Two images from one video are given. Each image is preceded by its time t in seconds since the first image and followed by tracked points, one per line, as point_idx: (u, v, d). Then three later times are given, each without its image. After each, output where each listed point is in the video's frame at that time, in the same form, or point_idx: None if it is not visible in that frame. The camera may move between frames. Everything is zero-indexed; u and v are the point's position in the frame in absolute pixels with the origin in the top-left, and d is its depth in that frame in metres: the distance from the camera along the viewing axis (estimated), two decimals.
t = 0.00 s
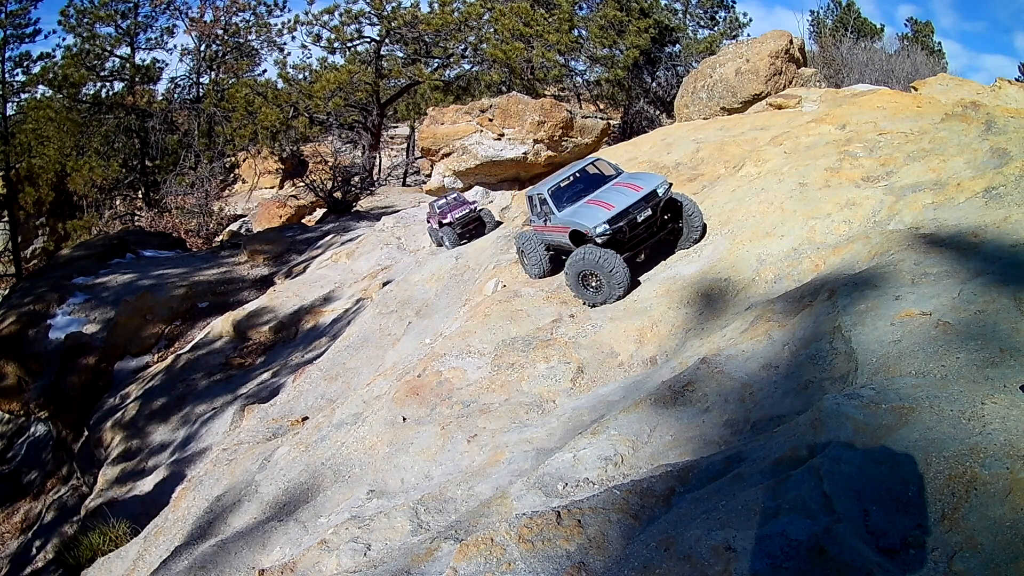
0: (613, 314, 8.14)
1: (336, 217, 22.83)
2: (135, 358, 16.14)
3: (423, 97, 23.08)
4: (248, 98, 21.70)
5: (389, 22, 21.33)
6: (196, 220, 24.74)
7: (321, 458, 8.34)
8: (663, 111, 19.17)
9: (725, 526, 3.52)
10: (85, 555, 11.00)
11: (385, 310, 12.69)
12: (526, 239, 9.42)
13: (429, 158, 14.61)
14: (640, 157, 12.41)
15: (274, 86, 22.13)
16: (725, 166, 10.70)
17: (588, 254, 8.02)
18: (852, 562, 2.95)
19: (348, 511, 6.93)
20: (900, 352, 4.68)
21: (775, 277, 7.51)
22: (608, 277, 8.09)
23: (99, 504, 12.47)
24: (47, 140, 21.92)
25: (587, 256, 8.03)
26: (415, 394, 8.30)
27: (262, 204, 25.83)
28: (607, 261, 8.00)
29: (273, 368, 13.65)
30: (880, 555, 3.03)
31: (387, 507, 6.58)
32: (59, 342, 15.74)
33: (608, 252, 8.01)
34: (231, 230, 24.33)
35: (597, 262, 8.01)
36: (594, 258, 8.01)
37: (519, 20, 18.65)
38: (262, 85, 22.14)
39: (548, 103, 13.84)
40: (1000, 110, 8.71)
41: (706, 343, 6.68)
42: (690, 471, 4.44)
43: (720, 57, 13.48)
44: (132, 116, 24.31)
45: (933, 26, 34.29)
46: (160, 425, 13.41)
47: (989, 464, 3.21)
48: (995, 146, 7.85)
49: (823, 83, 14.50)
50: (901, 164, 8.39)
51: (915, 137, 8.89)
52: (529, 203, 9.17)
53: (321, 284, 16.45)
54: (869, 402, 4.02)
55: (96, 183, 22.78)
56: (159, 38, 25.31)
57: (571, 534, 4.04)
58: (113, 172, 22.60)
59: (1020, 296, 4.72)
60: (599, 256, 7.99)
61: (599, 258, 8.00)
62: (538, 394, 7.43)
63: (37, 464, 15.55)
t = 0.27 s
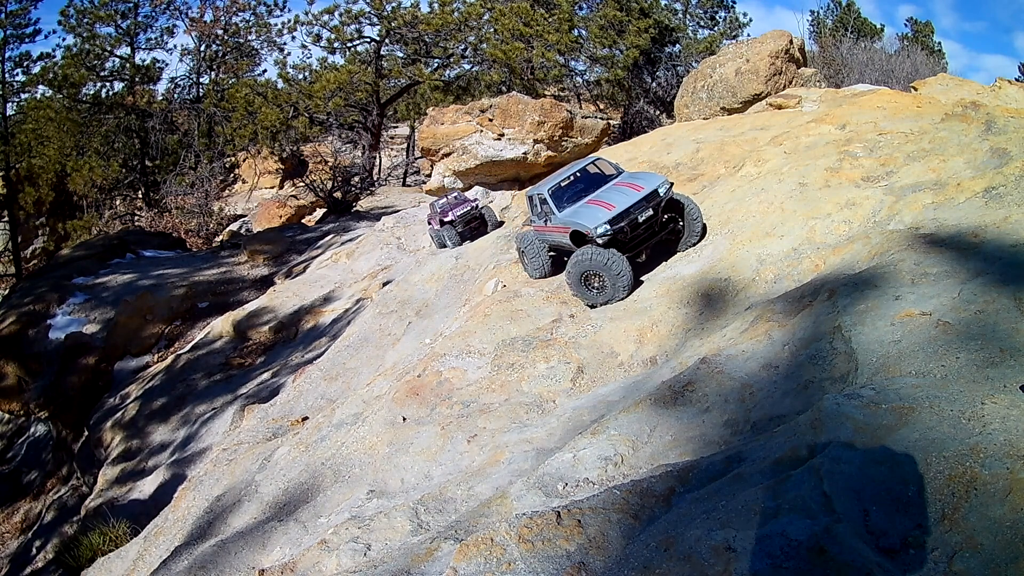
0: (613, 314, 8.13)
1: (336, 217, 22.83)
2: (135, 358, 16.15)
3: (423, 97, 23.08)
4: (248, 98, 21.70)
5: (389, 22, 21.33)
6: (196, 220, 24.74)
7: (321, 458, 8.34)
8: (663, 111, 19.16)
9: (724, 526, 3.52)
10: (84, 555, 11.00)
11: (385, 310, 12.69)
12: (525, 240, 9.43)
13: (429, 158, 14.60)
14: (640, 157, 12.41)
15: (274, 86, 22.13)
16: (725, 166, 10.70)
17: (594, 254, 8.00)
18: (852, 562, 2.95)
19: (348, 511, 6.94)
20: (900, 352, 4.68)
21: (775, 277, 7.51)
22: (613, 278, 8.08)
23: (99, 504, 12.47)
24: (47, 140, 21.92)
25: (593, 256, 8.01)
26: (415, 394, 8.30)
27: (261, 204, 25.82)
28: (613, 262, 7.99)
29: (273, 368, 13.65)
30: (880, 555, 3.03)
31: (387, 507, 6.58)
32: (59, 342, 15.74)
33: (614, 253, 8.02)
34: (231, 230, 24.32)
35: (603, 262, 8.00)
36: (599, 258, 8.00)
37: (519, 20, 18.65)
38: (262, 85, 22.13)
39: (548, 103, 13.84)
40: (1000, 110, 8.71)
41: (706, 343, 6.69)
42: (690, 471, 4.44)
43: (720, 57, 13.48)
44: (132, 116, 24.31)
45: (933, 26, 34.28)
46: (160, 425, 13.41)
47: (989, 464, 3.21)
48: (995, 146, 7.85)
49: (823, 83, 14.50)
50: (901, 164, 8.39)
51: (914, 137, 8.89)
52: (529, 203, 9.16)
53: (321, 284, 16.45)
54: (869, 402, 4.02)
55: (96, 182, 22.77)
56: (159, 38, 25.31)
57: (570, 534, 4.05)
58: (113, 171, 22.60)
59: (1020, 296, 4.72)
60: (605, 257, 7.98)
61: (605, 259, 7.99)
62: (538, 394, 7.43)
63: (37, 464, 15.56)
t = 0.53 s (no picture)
0: (613, 314, 8.13)
1: (336, 217, 22.83)
2: (135, 358, 16.15)
3: (423, 97, 23.08)
4: (248, 98, 21.70)
5: (389, 22, 21.33)
6: (196, 220, 24.72)
7: (321, 458, 8.34)
8: (663, 111, 19.16)
9: (724, 526, 3.52)
10: (85, 554, 11.03)
11: (385, 310, 12.70)
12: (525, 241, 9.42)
13: (429, 158, 14.60)
14: (640, 157, 12.41)
15: (274, 86, 22.13)
16: (725, 166, 10.70)
17: (598, 255, 7.99)
18: (852, 562, 2.95)
19: (348, 511, 6.94)
20: (900, 352, 4.68)
21: (775, 277, 7.51)
22: (616, 280, 8.08)
23: (99, 504, 12.48)
24: (47, 140, 21.92)
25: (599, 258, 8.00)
26: (415, 394, 8.30)
27: (261, 204, 25.80)
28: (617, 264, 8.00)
29: (273, 368, 13.65)
30: (880, 555, 3.03)
31: (387, 507, 6.58)
32: (59, 342, 15.74)
33: (618, 256, 8.02)
34: (231, 230, 24.32)
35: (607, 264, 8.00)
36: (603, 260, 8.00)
37: (519, 20, 18.65)
38: (262, 85, 22.13)
39: (548, 103, 13.84)
40: (1000, 110, 8.71)
41: (706, 343, 6.69)
42: (690, 471, 4.44)
43: (720, 57, 13.48)
44: (132, 116, 24.31)
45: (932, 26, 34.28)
46: (160, 425, 13.41)
47: (989, 464, 3.21)
48: (995, 146, 7.85)
49: (822, 83, 14.50)
50: (901, 164, 8.39)
51: (915, 137, 8.89)
52: (529, 203, 9.17)
53: (321, 284, 16.45)
54: (869, 402, 4.02)
55: (96, 182, 22.77)
56: (159, 38, 25.32)
57: (570, 534, 4.05)
58: (113, 171, 22.60)
59: (1021, 296, 4.72)
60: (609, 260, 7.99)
61: (609, 261, 7.99)
62: (538, 393, 7.43)
63: (37, 464, 15.57)
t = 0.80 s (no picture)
0: (612, 314, 8.13)
1: (336, 217, 22.83)
2: (135, 358, 16.14)
3: (423, 97, 23.07)
4: (248, 98, 21.70)
5: (389, 22, 21.33)
6: (196, 220, 24.72)
7: (321, 458, 8.34)
8: (663, 111, 19.15)
9: (725, 526, 3.52)
10: (85, 554, 11.05)
11: (385, 310, 12.70)
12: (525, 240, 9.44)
13: (429, 158, 14.60)
14: (640, 157, 12.41)
15: (274, 86, 22.13)
16: (725, 166, 10.69)
17: (598, 256, 8.00)
18: (852, 562, 2.95)
19: (348, 511, 6.94)
20: (900, 352, 4.68)
21: (775, 277, 7.51)
22: (616, 280, 8.09)
23: (99, 504, 12.47)
24: (47, 140, 21.92)
25: (599, 259, 7.99)
26: (415, 394, 8.30)
27: (261, 204, 25.80)
28: (617, 264, 8.00)
29: (273, 368, 13.65)
30: (880, 555, 3.03)
31: (387, 507, 6.58)
32: (59, 342, 15.74)
33: (619, 257, 8.01)
34: (231, 230, 24.32)
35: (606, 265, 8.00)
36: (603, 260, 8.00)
37: (519, 20, 18.65)
38: (262, 85, 22.13)
39: (548, 103, 13.84)
40: (1000, 110, 8.71)
41: (706, 343, 6.68)
42: (690, 471, 4.44)
43: (720, 57, 13.49)
44: (132, 116, 24.31)
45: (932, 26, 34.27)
46: (160, 425, 13.41)
47: (989, 464, 3.21)
48: (995, 146, 7.85)
49: (823, 83, 14.50)
50: (901, 164, 8.39)
51: (915, 137, 8.88)
52: (529, 203, 9.17)
53: (321, 284, 16.45)
54: (869, 402, 4.02)
55: (96, 182, 22.77)
56: (159, 38, 25.32)
57: (571, 534, 4.05)
58: (113, 171, 22.59)
59: (1021, 296, 4.72)
60: (609, 259, 7.99)
61: (609, 261, 7.99)
62: (538, 393, 7.43)
63: (37, 464, 15.58)
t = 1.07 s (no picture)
0: (613, 314, 8.13)
1: (336, 217, 22.83)
2: (135, 358, 16.14)
3: (423, 97, 23.07)
4: (248, 98, 21.71)
5: (389, 22, 21.34)
6: (196, 220, 24.72)
7: (321, 458, 8.34)
8: (663, 111, 19.14)
9: (725, 526, 3.52)
10: (85, 554, 11.07)
11: (385, 310, 12.70)
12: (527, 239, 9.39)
13: (429, 158, 14.59)
14: (640, 157, 12.41)
15: (274, 86, 22.13)
16: (725, 166, 10.68)
17: (606, 254, 7.86)
18: (852, 562, 2.95)
19: (348, 511, 6.94)
20: (899, 352, 4.69)
21: (775, 277, 7.51)
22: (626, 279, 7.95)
23: (99, 504, 12.47)
24: (47, 140, 21.93)
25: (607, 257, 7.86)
26: (415, 394, 8.30)
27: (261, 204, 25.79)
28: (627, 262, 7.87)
29: (273, 368, 13.65)
30: (880, 555, 3.03)
31: (387, 507, 6.58)
32: (59, 342, 15.75)
33: (626, 254, 7.87)
34: (231, 230, 24.31)
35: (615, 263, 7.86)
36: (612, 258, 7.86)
37: (519, 20, 18.66)
38: (262, 85, 22.14)
39: (548, 103, 13.84)
40: (1001, 110, 8.71)
41: (706, 343, 6.68)
42: (690, 471, 4.44)
43: (720, 57, 13.49)
44: (132, 116, 24.32)
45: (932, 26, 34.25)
46: (160, 425, 13.41)
47: (989, 464, 3.21)
48: (995, 146, 7.85)
49: (823, 83, 14.50)
50: (901, 164, 8.39)
51: (915, 137, 8.88)
52: (533, 201, 9.14)
53: (321, 284, 16.45)
54: (869, 401, 4.02)
55: (96, 182, 22.77)
56: (159, 38, 25.35)
57: (571, 534, 4.04)
58: (113, 171, 22.59)
59: (1021, 296, 4.72)
60: (618, 258, 7.85)
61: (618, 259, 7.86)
62: (538, 393, 7.43)
63: (37, 465, 15.60)
